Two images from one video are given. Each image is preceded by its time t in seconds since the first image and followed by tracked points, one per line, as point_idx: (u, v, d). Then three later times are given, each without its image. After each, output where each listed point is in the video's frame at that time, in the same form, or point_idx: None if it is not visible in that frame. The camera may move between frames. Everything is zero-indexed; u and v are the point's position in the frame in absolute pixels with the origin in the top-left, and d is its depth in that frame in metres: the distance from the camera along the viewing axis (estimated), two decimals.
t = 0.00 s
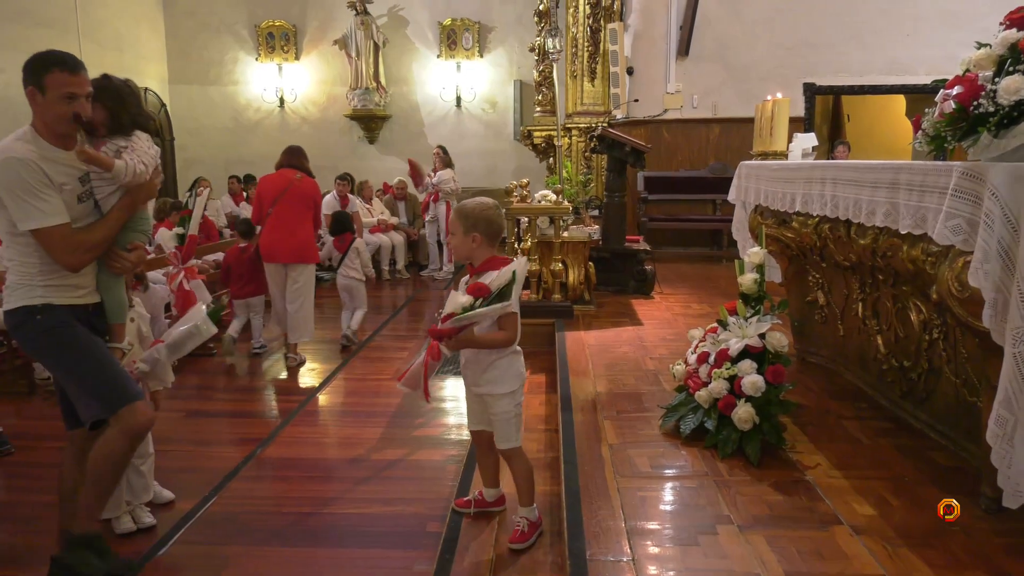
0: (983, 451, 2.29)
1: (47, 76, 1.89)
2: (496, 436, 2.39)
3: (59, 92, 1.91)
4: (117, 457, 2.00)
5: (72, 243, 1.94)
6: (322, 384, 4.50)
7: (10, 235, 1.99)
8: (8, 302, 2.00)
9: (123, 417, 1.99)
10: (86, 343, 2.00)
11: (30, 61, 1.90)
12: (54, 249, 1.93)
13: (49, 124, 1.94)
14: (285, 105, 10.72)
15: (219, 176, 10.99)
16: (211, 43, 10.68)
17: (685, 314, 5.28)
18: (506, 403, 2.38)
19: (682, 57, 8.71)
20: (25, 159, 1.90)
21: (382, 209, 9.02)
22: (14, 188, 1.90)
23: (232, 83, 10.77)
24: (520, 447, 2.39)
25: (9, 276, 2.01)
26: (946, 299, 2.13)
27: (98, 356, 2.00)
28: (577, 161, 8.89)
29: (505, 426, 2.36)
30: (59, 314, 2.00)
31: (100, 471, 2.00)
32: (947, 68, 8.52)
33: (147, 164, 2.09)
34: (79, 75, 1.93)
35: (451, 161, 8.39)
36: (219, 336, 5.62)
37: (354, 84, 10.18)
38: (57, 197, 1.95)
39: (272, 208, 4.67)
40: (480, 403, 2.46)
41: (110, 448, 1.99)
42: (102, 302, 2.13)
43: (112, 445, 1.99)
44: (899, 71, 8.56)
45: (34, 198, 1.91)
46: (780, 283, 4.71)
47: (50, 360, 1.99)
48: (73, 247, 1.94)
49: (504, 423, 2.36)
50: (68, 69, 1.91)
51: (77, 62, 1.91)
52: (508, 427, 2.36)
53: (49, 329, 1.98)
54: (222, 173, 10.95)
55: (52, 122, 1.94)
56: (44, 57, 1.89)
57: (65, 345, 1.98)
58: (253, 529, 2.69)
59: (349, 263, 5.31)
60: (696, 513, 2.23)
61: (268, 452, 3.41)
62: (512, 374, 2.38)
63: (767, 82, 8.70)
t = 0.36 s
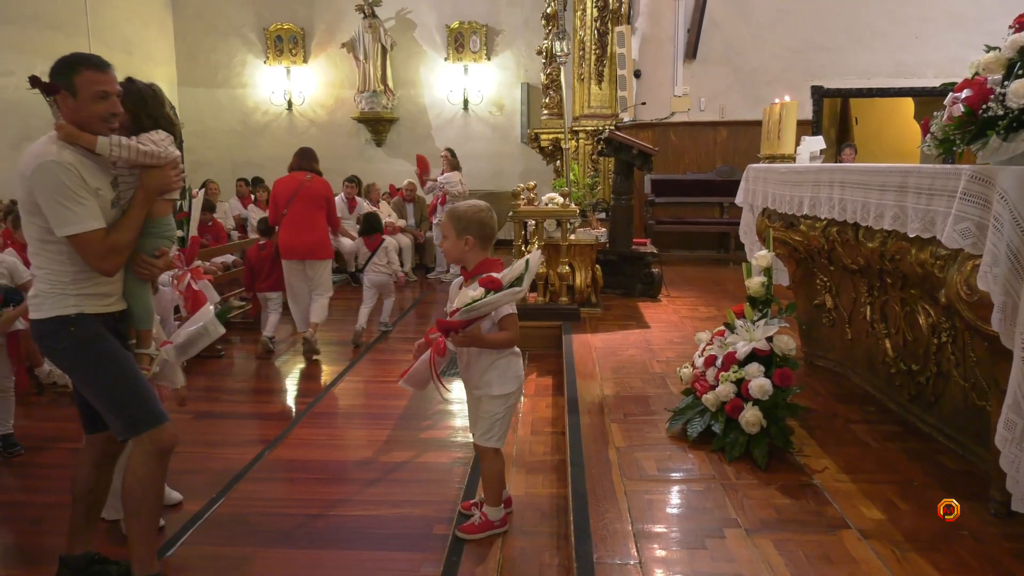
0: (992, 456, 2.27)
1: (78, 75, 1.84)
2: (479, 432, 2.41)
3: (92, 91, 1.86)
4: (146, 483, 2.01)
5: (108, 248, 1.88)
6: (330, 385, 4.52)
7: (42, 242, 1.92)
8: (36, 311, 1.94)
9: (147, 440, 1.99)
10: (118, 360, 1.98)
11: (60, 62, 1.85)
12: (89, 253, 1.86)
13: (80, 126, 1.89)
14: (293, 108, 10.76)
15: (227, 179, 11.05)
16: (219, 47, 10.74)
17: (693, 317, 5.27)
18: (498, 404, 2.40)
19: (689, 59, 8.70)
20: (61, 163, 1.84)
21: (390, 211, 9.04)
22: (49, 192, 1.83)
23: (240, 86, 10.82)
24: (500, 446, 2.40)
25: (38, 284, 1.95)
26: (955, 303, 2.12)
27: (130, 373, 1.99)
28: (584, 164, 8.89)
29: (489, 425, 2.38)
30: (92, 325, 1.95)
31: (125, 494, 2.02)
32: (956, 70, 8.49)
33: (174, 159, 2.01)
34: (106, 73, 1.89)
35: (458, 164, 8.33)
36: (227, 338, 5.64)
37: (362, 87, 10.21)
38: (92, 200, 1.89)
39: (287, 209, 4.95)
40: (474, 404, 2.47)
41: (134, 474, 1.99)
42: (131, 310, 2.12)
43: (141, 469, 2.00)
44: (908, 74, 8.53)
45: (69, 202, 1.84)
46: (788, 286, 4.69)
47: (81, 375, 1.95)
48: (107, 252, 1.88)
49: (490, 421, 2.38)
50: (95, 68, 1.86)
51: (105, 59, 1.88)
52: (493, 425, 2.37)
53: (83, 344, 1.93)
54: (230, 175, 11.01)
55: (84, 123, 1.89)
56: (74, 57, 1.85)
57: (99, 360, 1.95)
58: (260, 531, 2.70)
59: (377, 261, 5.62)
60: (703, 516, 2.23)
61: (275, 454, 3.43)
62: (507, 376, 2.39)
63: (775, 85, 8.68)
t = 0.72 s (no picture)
0: (994, 460, 2.27)
1: (119, 73, 1.78)
2: (480, 443, 2.42)
3: (133, 92, 1.80)
4: (151, 518, 1.93)
5: (140, 256, 1.82)
6: (332, 390, 4.52)
7: (70, 246, 1.86)
8: (60, 318, 1.88)
9: (158, 471, 1.93)
10: (143, 384, 1.92)
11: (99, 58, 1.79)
12: (120, 261, 1.80)
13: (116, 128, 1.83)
14: (295, 113, 10.79)
15: (229, 184, 11.08)
16: (222, 52, 10.79)
17: (694, 322, 5.27)
18: (495, 415, 2.41)
19: (690, 64, 8.71)
20: (96, 166, 1.77)
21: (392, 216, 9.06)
22: (82, 196, 1.76)
23: (243, 92, 10.87)
24: (501, 456, 2.41)
25: (63, 289, 1.89)
26: (956, 307, 2.13)
27: (153, 401, 1.93)
28: (586, 169, 8.92)
29: (489, 434, 2.38)
30: (118, 342, 1.90)
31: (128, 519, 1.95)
32: (957, 75, 8.50)
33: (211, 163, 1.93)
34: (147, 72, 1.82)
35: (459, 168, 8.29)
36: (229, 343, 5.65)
37: (364, 93, 10.24)
38: (127, 206, 1.82)
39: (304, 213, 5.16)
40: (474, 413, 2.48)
41: (140, 506, 1.92)
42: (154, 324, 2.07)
43: (150, 501, 1.93)
44: (909, 79, 8.54)
45: (103, 207, 1.78)
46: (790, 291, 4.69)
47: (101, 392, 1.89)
48: (139, 260, 1.82)
49: (489, 431, 2.39)
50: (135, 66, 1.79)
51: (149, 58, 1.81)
52: (492, 436, 2.38)
53: (109, 362, 1.88)
54: (233, 180, 11.05)
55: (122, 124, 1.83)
56: (114, 55, 1.78)
57: (123, 381, 1.89)
58: (263, 536, 2.70)
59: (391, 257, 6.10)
60: (705, 521, 2.23)
61: (277, 459, 3.43)
62: (504, 387, 2.40)
63: (776, 89, 8.70)
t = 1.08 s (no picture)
0: (994, 462, 2.27)
1: (140, 43, 1.53)
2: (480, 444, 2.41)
3: (158, 63, 1.54)
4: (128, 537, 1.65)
5: (176, 237, 1.54)
6: (331, 392, 4.51)
7: (96, 237, 1.61)
8: (88, 317, 1.62)
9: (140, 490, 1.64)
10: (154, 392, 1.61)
11: (120, 31, 1.54)
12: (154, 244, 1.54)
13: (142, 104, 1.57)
14: (296, 115, 10.80)
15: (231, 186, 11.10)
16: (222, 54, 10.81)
17: (695, 324, 5.27)
18: (497, 417, 2.39)
19: (691, 67, 8.72)
20: (119, 142, 1.52)
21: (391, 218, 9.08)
22: (104, 176, 1.51)
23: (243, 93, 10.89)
24: (502, 457, 2.40)
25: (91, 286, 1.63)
26: (957, 310, 2.13)
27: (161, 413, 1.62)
28: (587, 171, 8.94)
29: (489, 436, 2.38)
30: (127, 341, 1.59)
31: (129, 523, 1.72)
32: (958, 78, 8.50)
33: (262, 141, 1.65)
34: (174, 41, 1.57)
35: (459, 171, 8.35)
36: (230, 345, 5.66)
37: (365, 94, 10.25)
38: (156, 184, 1.56)
39: (324, 212, 5.49)
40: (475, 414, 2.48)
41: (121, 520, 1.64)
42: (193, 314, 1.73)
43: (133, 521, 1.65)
44: (910, 81, 8.55)
45: (130, 185, 1.51)
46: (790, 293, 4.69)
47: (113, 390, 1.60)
48: (175, 243, 1.54)
49: (490, 433, 2.38)
50: (159, 35, 1.54)
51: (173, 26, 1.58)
52: (493, 438, 2.37)
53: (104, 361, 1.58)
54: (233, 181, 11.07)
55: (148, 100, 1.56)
56: (135, 24, 1.54)
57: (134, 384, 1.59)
58: (263, 537, 2.70)
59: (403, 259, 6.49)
60: (705, 523, 2.23)
61: (277, 460, 3.42)
62: (505, 390, 2.40)
63: (777, 92, 8.71)
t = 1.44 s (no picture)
0: (988, 463, 2.28)
1: (209, 48, 1.46)
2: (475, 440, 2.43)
3: (227, 69, 1.47)
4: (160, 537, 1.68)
5: (247, 243, 1.43)
6: (327, 394, 4.50)
7: (162, 249, 1.52)
8: (156, 334, 1.53)
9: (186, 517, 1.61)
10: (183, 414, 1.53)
11: (190, 37, 1.49)
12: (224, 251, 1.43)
13: (208, 112, 1.50)
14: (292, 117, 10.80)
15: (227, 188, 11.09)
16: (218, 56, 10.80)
17: (690, 326, 5.28)
18: (494, 412, 2.43)
19: (686, 69, 8.75)
20: (188, 145, 1.44)
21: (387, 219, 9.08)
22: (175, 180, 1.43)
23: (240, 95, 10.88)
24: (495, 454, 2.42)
25: (156, 301, 1.54)
26: (950, 311, 2.14)
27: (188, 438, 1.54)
28: (582, 173, 8.95)
29: (485, 432, 2.40)
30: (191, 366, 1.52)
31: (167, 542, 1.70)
32: (952, 81, 8.54)
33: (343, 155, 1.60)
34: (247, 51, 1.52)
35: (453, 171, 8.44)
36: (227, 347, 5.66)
37: (361, 96, 10.25)
38: (225, 190, 1.47)
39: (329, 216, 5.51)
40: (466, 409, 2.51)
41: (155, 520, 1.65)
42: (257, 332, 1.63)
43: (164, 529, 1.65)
44: (904, 84, 8.59)
45: (200, 189, 1.43)
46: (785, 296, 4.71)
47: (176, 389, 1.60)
48: (245, 249, 1.43)
49: (486, 428, 2.40)
50: (232, 43, 1.49)
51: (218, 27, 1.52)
52: (489, 433, 2.40)
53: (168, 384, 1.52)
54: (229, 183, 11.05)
55: (216, 109, 1.49)
56: (204, 32, 1.48)
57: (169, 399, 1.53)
58: (258, 540, 2.70)
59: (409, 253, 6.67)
60: (701, 524, 2.24)
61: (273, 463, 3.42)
62: (504, 384, 2.42)
63: (772, 94, 8.74)
